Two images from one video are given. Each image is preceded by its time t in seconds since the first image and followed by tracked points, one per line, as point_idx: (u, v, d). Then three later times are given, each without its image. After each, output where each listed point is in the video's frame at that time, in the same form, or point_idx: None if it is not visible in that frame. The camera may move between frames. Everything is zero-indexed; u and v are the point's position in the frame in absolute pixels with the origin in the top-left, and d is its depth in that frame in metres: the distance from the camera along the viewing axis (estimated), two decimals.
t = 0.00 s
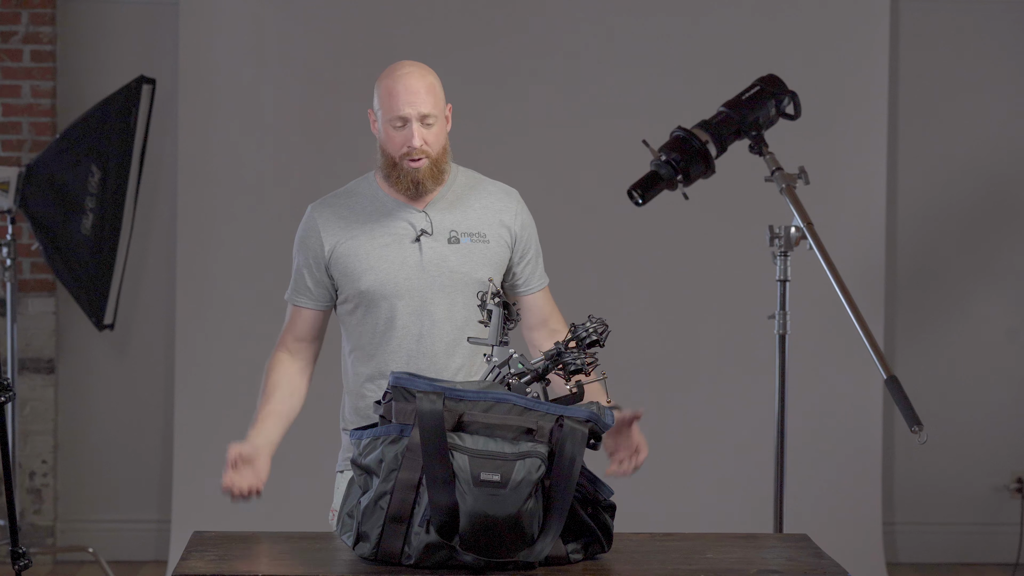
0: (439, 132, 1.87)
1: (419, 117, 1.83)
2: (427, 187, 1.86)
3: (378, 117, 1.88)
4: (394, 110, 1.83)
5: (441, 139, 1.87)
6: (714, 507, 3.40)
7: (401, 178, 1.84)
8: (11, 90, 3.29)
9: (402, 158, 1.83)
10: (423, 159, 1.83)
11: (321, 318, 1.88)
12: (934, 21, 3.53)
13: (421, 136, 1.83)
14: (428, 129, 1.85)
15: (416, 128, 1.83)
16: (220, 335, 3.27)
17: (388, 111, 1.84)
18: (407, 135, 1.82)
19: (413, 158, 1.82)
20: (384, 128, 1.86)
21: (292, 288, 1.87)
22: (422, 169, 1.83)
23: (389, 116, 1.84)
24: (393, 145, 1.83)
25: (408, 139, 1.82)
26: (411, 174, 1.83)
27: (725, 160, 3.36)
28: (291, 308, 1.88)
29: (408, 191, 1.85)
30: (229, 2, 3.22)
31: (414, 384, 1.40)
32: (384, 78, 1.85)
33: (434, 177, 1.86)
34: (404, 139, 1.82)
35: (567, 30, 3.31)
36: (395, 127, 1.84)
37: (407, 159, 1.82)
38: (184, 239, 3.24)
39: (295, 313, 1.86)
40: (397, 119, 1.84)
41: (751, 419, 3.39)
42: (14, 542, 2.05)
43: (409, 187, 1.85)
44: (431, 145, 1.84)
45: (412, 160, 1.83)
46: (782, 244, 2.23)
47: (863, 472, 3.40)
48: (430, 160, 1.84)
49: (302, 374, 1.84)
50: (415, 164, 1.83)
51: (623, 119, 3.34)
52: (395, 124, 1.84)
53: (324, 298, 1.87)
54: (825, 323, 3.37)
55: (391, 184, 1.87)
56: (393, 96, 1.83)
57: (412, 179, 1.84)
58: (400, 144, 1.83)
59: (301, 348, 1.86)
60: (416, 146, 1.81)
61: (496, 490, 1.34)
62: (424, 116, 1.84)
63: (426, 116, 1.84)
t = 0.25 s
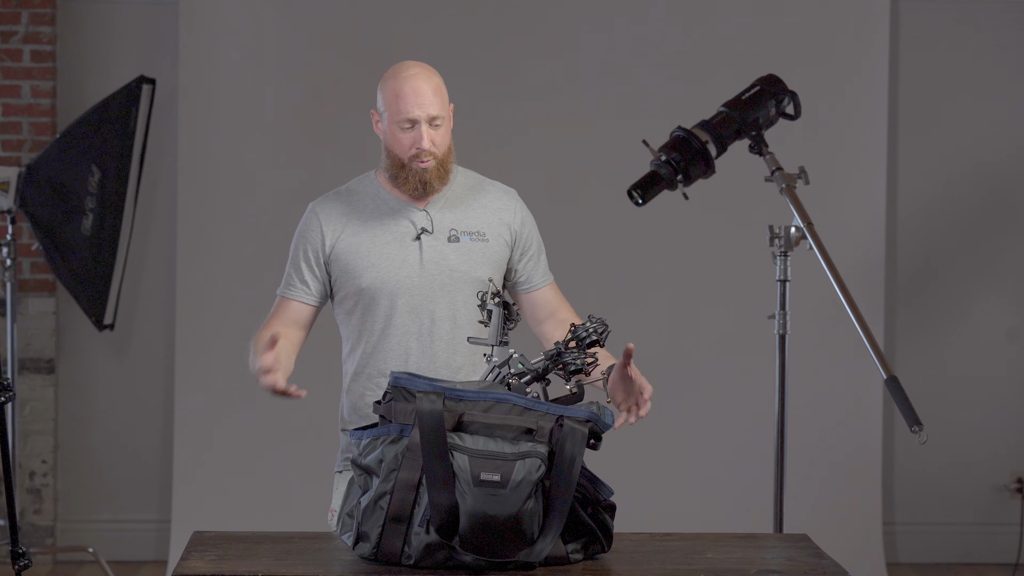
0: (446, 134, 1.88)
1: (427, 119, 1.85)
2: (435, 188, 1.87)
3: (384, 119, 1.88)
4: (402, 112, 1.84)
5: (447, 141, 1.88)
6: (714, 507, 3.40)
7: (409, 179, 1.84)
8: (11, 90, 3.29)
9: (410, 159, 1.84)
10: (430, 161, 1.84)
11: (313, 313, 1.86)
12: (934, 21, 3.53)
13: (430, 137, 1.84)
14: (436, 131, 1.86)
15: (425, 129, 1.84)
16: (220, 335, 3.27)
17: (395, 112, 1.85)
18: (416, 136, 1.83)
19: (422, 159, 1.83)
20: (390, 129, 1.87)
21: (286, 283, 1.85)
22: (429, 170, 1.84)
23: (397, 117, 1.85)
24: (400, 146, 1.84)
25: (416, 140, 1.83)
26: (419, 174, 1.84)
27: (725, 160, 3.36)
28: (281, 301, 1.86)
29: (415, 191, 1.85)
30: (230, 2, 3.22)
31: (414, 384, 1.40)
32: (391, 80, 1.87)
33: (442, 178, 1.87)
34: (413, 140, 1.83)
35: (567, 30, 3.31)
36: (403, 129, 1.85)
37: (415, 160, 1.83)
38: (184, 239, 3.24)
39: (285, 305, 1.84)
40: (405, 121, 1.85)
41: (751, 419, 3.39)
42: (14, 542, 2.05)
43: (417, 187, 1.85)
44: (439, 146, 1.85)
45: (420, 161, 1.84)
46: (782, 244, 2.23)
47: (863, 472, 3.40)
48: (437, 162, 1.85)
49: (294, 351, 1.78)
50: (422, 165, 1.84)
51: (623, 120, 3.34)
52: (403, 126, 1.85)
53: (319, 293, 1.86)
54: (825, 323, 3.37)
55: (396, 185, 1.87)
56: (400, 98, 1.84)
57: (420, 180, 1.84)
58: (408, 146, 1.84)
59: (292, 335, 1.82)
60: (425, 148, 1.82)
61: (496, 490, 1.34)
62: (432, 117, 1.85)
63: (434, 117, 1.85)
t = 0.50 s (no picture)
0: (443, 131, 1.88)
1: (422, 116, 1.85)
2: (431, 185, 1.86)
3: (382, 116, 1.89)
4: (398, 109, 1.85)
5: (445, 138, 1.88)
6: (714, 507, 3.40)
7: (405, 176, 1.84)
8: (11, 90, 3.29)
9: (406, 156, 1.84)
10: (427, 157, 1.84)
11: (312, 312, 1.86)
12: (934, 21, 3.53)
13: (426, 134, 1.85)
14: (432, 128, 1.86)
15: (420, 127, 1.85)
16: (220, 335, 3.27)
17: (392, 110, 1.85)
18: (412, 134, 1.84)
19: (417, 156, 1.84)
20: (387, 127, 1.87)
21: (286, 283, 1.84)
22: (426, 166, 1.84)
23: (393, 115, 1.85)
24: (396, 143, 1.84)
25: (412, 137, 1.83)
26: (415, 171, 1.84)
27: (725, 161, 3.36)
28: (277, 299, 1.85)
29: (411, 188, 1.85)
30: (229, 2, 3.22)
31: (414, 384, 1.40)
32: (388, 78, 1.87)
33: (439, 175, 1.86)
34: (408, 137, 1.84)
35: (567, 30, 3.31)
36: (399, 126, 1.85)
37: (411, 157, 1.83)
38: (184, 239, 3.24)
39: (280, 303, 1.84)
40: (401, 119, 1.85)
41: (751, 419, 3.39)
42: (14, 542, 2.05)
43: (414, 185, 1.85)
44: (435, 144, 1.85)
45: (416, 158, 1.84)
46: (782, 244, 2.23)
47: (863, 472, 3.40)
48: (435, 158, 1.85)
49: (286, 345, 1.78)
50: (419, 161, 1.84)
51: (623, 120, 3.34)
52: (399, 123, 1.86)
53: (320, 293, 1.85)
54: (825, 323, 3.37)
55: (394, 183, 1.87)
56: (396, 96, 1.85)
57: (416, 177, 1.84)
58: (404, 142, 1.84)
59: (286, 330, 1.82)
60: (420, 145, 1.82)
61: (496, 490, 1.34)
62: (428, 115, 1.85)
63: (430, 115, 1.85)
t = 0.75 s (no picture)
0: (434, 132, 1.88)
1: (408, 118, 1.85)
2: (423, 186, 1.86)
3: (373, 120, 1.90)
4: (385, 113, 1.86)
5: (436, 139, 1.88)
6: (714, 507, 3.40)
7: (396, 179, 1.85)
8: (11, 90, 3.29)
9: (395, 159, 1.85)
10: (417, 159, 1.84)
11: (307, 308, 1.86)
12: (934, 21, 3.53)
13: (413, 137, 1.85)
14: (420, 130, 1.86)
15: (407, 130, 1.85)
16: (220, 335, 3.27)
17: (381, 113, 1.86)
18: (398, 137, 1.84)
19: (406, 159, 1.84)
20: (379, 130, 1.88)
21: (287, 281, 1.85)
22: (416, 168, 1.84)
23: (383, 118, 1.86)
24: (386, 146, 1.86)
25: (399, 140, 1.84)
26: (405, 173, 1.84)
27: (725, 161, 3.36)
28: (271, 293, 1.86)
29: (404, 191, 1.87)
30: (229, 2, 3.22)
31: (414, 384, 1.40)
32: (376, 83, 1.89)
33: (431, 176, 1.85)
34: (396, 141, 1.85)
35: (567, 30, 3.31)
36: (388, 130, 1.87)
37: (400, 159, 1.84)
38: (184, 239, 3.24)
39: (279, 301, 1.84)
40: (389, 122, 1.86)
41: (751, 419, 3.39)
42: (14, 542, 2.05)
43: (405, 187, 1.86)
44: (423, 145, 1.85)
45: (406, 161, 1.84)
46: (782, 244, 2.23)
47: (863, 472, 3.40)
48: (425, 160, 1.85)
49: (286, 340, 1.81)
50: (409, 164, 1.84)
51: (623, 120, 3.34)
52: (388, 127, 1.87)
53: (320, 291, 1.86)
54: (825, 323, 3.37)
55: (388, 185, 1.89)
56: (383, 99, 1.86)
57: (406, 179, 1.85)
58: (393, 145, 1.85)
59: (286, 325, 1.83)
60: (406, 147, 1.83)
61: (496, 490, 1.34)
62: (414, 117, 1.86)
63: (416, 117, 1.86)
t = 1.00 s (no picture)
0: (433, 136, 1.86)
1: (409, 124, 1.83)
2: (422, 190, 1.86)
3: (372, 123, 1.88)
4: (386, 117, 1.83)
5: (435, 143, 1.86)
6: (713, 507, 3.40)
7: (396, 183, 1.84)
8: (11, 90, 3.29)
9: (395, 163, 1.83)
10: (417, 164, 1.83)
11: (321, 319, 1.87)
12: (934, 21, 3.53)
13: (414, 141, 1.83)
14: (421, 135, 1.84)
15: (408, 134, 1.82)
16: (220, 334, 3.27)
17: (381, 117, 1.84)
18: (399, 142, 1.82)
19: (407, 164, 1.82)
20: (377, 133, 1.86)
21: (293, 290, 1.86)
22: (416, 173, 1.83)
23: (382, 122, 1.84)
24: (386, 150, 1.83)
25: (400, 145, 1.82)
26: (406, 178, 1.83)
27: (725, 161, 3.36)
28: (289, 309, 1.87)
29: (402, 194, 1.86)
30: (229, 2, 3.22)
31: (414, 384, 1.40)
32: (375, 85, 1.85)
33: (430, 180, 1.85)
34: (397, 145, 1.82)
35: (568, 30, 3.31)
36: (387, 134, 1.84)
37: (400, 164, 1.82)
38: (184, 239, 3.24)
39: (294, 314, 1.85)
40: (389, 127, 1.83)
41: (751, 418, 3.39)
42: (14, 542, 2.05)
43: (404, 190, 1.85)
44: (424, 150, 1.83)
45: (406, 165, 1.82)
46: (782, 244, 2.23)
47: (863, 472, 3.40)
48: (425, 164, 1.84)
49: (309, 356, 1.82)
50: (409, 169, 1.83)
51: (623, 120, 3.34)
52: (388, 130, 1.84)
53: (326, 299, 1.87)
54: (825, 323, 3.37)
55: (387, 189, 1.87)
56: (384, 103, 1.83)
57: (407, 183, 1.84)
58: (393, 150, 1.83)
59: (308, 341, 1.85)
60: (408, 153, 1.80)
61: (496, 490, 1.34)
62: (415, 122, 1.83)
63: (417, 122, 1.83)
